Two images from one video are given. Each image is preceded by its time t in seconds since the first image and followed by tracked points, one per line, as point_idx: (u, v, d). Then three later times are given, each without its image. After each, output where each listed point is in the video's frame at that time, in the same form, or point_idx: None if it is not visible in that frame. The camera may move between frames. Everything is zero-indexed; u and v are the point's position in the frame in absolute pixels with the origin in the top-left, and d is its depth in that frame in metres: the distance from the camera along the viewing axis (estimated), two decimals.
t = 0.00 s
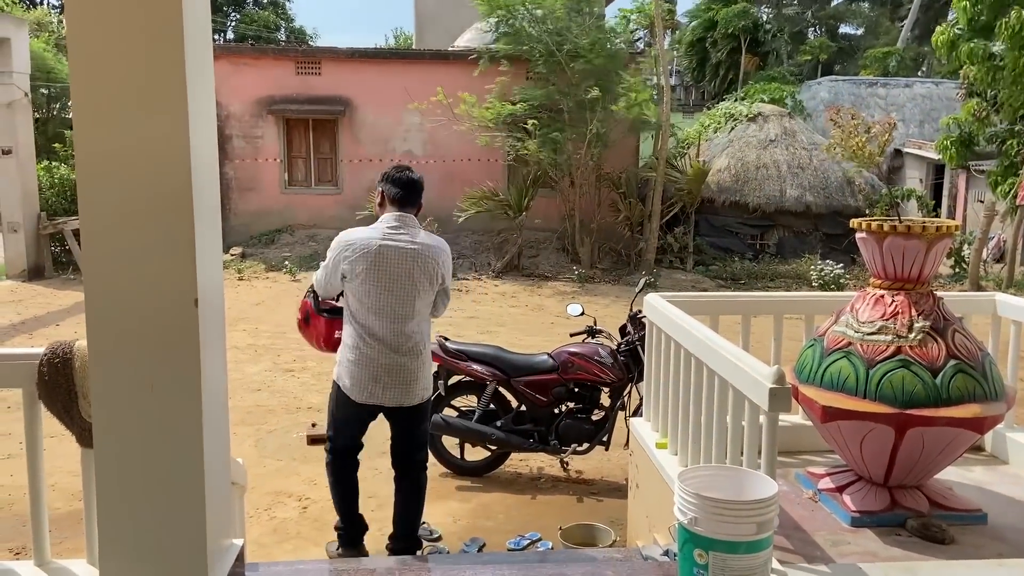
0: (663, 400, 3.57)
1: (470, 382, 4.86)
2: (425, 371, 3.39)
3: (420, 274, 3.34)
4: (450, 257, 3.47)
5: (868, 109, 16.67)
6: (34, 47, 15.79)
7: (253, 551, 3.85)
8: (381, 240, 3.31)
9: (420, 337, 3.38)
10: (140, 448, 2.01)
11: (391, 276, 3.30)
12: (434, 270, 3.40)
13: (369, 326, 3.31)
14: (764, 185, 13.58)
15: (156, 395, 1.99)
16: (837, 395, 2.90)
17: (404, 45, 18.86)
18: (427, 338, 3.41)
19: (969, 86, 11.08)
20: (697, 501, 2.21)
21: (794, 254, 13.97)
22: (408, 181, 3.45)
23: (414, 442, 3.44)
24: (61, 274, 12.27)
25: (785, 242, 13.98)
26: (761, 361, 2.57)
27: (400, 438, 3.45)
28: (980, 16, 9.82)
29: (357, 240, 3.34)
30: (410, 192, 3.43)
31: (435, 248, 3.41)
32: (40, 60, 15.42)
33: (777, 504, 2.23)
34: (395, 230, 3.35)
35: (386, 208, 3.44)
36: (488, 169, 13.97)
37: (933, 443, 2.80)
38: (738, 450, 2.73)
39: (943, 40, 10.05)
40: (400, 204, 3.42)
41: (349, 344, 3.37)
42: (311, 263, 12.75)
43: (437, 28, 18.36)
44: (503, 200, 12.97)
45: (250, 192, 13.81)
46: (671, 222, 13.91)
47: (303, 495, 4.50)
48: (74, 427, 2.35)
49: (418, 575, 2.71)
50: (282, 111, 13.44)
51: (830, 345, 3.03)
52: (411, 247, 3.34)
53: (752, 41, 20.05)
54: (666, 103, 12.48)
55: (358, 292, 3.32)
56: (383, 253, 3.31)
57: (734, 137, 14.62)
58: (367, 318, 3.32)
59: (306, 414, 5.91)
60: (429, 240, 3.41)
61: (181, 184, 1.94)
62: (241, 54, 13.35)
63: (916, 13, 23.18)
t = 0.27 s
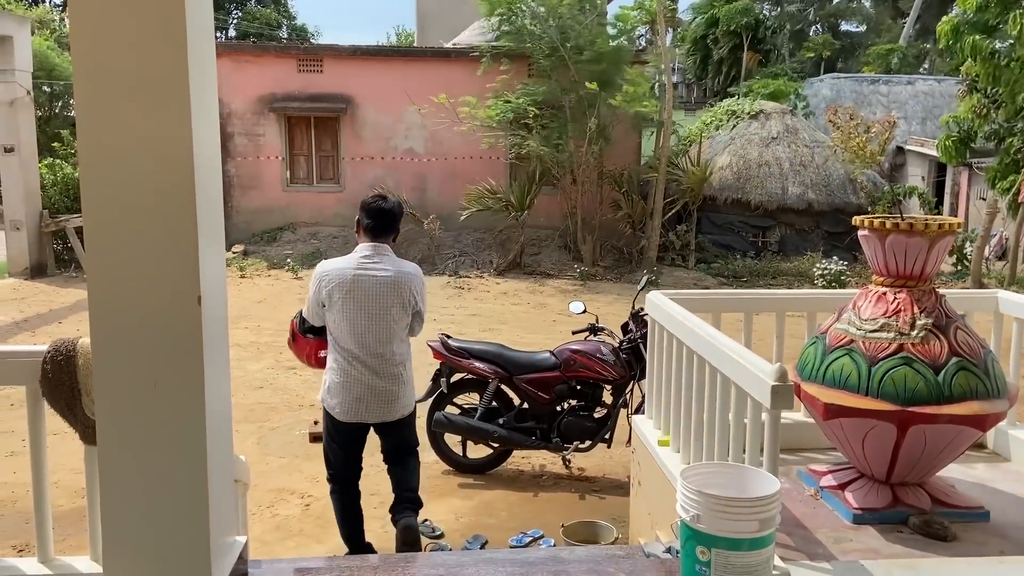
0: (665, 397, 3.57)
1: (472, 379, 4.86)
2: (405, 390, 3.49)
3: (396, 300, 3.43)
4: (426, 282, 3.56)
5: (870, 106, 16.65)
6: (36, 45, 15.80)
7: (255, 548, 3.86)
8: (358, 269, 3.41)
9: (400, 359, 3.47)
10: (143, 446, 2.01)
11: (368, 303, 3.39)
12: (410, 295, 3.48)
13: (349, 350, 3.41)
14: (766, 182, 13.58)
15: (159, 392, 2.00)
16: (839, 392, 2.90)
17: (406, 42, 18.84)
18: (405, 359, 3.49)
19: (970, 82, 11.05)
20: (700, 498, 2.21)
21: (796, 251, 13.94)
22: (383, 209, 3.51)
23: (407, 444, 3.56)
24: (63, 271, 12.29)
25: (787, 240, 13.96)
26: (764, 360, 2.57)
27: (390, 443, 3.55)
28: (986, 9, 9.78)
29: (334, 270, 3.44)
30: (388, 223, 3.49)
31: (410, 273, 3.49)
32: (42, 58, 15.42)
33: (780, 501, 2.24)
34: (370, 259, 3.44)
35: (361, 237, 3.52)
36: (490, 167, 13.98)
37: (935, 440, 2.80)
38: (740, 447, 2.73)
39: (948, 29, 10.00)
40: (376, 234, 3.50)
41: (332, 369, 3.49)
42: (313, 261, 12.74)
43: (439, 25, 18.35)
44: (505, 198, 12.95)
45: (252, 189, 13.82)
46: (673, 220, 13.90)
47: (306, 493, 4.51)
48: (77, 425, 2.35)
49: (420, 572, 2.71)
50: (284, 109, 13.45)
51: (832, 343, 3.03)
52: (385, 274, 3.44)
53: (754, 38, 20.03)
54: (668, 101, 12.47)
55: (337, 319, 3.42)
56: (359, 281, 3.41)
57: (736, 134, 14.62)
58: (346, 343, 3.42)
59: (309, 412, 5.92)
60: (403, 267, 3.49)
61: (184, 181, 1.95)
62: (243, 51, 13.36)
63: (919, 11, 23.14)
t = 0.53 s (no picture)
0: (666, 395, 3.57)
1: (474, 377, 4.87)
2: (397, 383, 3.56)
3: (388, 296, 3.51)
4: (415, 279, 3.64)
5: (872, 104, 16.64)
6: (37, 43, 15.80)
7: (257, 545, 3.87)
8: (351, 268, 3.47)
9: (392, 353, 3.55)
10: (147, 443, 2.02)
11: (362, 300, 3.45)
12: (401, 291, 3.56)
13: (344, 345, 3.46)
14: (767, 180, 13.58)
15: (163, 390, 2.00)
16: (840, 390, 2.90)
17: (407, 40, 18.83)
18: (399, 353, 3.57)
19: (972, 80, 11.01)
20: (702, 496, 2.21)
21: (797, 249, 13.94)
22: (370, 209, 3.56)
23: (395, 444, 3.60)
24: (65, 269, 12.29)
25: (789, 238, 13.95)
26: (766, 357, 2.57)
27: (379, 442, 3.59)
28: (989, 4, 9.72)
29: (326, 270, 3.48)
30: (377, 224, 3.55)
31: (400, 271, 3.57)
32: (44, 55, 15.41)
33: (780, 499, 2.24)
34: (361, 259, 3.50)
35: (349, 240, 3.58)
36: (491, 165, 13.97)
37: (936, 438, 2.80)
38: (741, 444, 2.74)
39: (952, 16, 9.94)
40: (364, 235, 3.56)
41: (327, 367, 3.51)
42: (314, 259, 12.75)
43: (440, 23, 18.33)
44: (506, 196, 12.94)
45: (253, 187, 13.82)
46: (674, 217, 13.89)
47: (307, 490, 4.52)
48: (80, 422, 2.36)
49: (423, 569, 2.72)
50: (285, 107, 13.45)
51: (833, 341, 3.03)
52: (378, 272, 3.51)
53: (755, 35, 20.01)
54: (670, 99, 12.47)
55: (331, 316, 3.46)
56: (353, 279, 3.46)
57: (737, 132, 14.61)
58: (341, 339, 3.46)
59: (311, 409, 5.93)
60: (392, 265, 3.57)
61: (188, 180, 1.95)
62: (244, 49, 13.36)
63: (920, 8, 23.10)
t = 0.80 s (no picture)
0: (667, 392, 3.58)
1: (475, 375, 4.88)
2: (396, 400, 3.60)
3: (391, 319, 3.56)
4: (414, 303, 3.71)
5: (872, 102, 16.64)
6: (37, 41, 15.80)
7: (258, 543, 3.88)
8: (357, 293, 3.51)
9: (392, 373, 3.59)
10: (149, 444, 2.03)
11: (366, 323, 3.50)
12: (403, 315, 3.63)
13: (347, 366, 3.49)
14: (767, 179, 13.59)
15: (164, 387, 2.01)
16: (840, 388, 2.91)
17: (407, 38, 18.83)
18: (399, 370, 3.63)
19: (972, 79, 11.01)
20: (702, 494, 2.22)
21: (797, 247, 13.95)
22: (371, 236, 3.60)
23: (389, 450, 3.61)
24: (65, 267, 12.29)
25: (789, 236, 13.95)
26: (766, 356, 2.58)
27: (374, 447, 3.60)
28: None
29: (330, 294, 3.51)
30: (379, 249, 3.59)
31: (401, 295, 3.63)
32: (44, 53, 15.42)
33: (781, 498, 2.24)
34: (365, 284, 3.55)
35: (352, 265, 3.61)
36: (491, 163, 13.98)
37: (936, 436, 2.81)
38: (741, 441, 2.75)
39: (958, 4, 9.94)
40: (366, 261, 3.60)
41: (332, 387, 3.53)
42: (314, 257, 12.75)
43: (440, 21, 18.33)
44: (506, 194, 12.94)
45: (253, 185, 13.82)
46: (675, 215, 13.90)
47: (308, 488, 4.52)
48: (82, 420, 2.37)
49: (423, 566, 2.73)
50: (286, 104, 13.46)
51: (833, 339, 3.03)
52: (381, 296, 3.56)
53: (756, 33, 20.02)
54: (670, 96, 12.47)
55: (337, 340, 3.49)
56: (356, 302, 3.51)
57: (737, 130, 14.62)
58: (344, 360, 3.49)
59: (311, 407, 5.94)
60: (394, 289, 3.62)
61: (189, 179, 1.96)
62: (245, 47, 13.37)
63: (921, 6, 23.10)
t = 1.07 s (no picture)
0: (667, 390, 3.58)
1: (474, 372, 4.88)
2: (387, 377, 3.79)
3: (379, 301, 3.77)
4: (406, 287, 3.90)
5: (872, 100, 16.64)
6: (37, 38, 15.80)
7: (258, 540, 3.88)
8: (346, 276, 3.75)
9: (382, 352, 3.79)
10: (149, 443, 2.03)
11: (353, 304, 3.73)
12: (390, 296, 3.83)
13: (338, 344, 3.73)
14: (767, 177, 13.60)
15: (165, 386, 2.01)
16: (839, 386, 2.91)
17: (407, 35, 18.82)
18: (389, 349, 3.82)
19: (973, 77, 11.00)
20: (700, 491, 2.23)
21: (796, 246, 13.95)
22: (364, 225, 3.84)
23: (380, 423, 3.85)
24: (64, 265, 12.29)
25: (789, 234, 13.95)
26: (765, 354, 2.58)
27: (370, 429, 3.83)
28: None
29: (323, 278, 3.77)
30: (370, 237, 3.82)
31: (392, 279, 3.84)
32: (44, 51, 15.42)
33: (779, 493, 2.25)
34: (355, 268, 3.78)
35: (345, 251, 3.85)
36: (491, 160, 13.98)
37: (935, 434, 2.81)
38: (740, 439, 2.75)
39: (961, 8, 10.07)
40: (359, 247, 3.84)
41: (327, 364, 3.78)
42: (314, 255, 12.75)
43: (440, 18, 18.33)
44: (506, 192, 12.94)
45: (253, 182, 13.82)
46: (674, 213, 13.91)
47: (308, 485, 4.53)
48: (83, 417, 2.37)
49: (423, 563, 2.73)
50: (285, 102, 13.44)
51: (833, 337, 3.04)
52: (370, 280, 3.78)
53: (756, 30, 20.02)
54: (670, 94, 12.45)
55: (329, 320, 3.74)
56: (345, 286, 3.74)
57: (738, 128, 14.62)
58: (335, 338, 3.74)
59: (311, 404, 5.94)
60: (385, 274, 3.84)
61: (189, 178, 1.96)
62: (244, 45, 13.35)
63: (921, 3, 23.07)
